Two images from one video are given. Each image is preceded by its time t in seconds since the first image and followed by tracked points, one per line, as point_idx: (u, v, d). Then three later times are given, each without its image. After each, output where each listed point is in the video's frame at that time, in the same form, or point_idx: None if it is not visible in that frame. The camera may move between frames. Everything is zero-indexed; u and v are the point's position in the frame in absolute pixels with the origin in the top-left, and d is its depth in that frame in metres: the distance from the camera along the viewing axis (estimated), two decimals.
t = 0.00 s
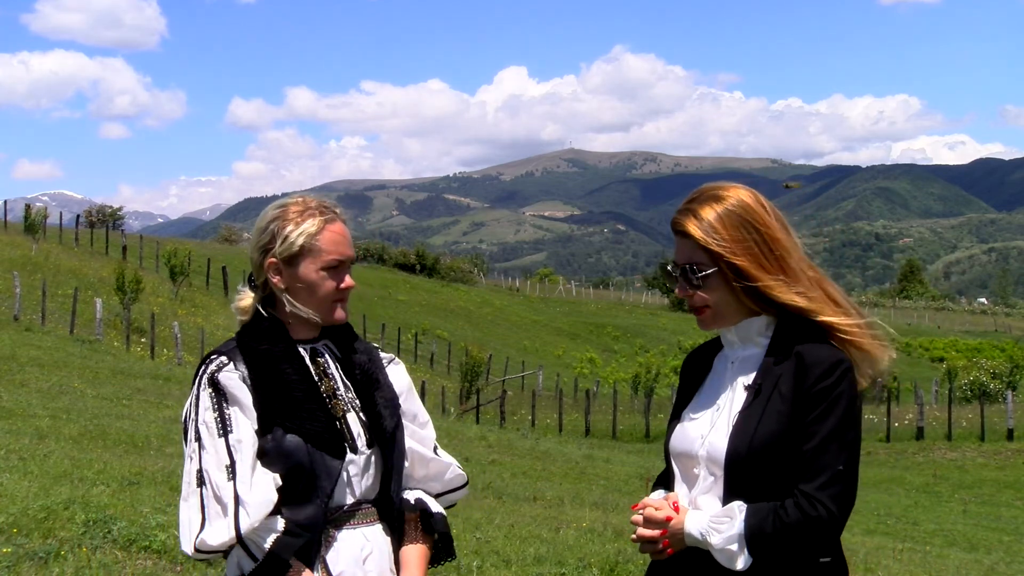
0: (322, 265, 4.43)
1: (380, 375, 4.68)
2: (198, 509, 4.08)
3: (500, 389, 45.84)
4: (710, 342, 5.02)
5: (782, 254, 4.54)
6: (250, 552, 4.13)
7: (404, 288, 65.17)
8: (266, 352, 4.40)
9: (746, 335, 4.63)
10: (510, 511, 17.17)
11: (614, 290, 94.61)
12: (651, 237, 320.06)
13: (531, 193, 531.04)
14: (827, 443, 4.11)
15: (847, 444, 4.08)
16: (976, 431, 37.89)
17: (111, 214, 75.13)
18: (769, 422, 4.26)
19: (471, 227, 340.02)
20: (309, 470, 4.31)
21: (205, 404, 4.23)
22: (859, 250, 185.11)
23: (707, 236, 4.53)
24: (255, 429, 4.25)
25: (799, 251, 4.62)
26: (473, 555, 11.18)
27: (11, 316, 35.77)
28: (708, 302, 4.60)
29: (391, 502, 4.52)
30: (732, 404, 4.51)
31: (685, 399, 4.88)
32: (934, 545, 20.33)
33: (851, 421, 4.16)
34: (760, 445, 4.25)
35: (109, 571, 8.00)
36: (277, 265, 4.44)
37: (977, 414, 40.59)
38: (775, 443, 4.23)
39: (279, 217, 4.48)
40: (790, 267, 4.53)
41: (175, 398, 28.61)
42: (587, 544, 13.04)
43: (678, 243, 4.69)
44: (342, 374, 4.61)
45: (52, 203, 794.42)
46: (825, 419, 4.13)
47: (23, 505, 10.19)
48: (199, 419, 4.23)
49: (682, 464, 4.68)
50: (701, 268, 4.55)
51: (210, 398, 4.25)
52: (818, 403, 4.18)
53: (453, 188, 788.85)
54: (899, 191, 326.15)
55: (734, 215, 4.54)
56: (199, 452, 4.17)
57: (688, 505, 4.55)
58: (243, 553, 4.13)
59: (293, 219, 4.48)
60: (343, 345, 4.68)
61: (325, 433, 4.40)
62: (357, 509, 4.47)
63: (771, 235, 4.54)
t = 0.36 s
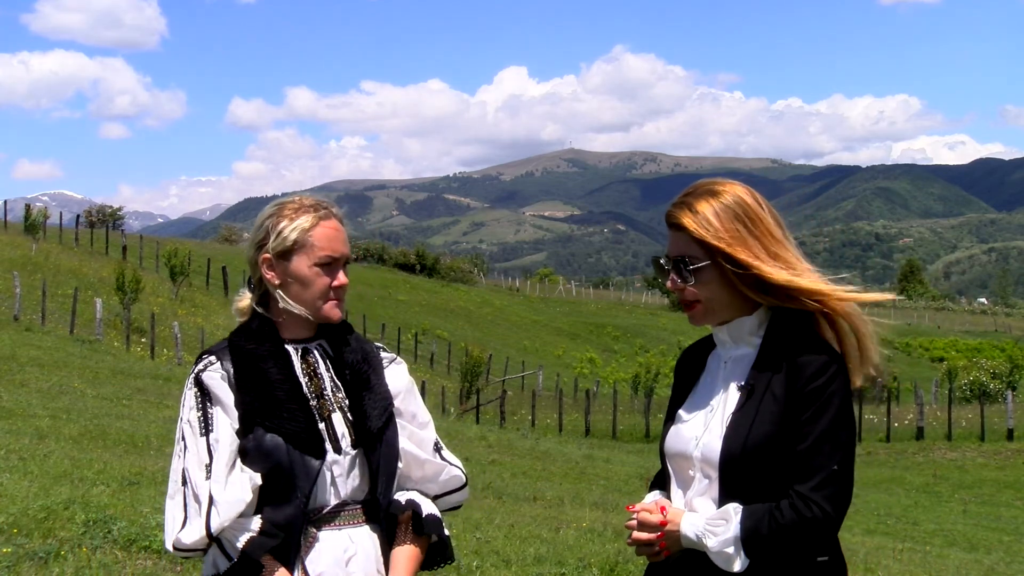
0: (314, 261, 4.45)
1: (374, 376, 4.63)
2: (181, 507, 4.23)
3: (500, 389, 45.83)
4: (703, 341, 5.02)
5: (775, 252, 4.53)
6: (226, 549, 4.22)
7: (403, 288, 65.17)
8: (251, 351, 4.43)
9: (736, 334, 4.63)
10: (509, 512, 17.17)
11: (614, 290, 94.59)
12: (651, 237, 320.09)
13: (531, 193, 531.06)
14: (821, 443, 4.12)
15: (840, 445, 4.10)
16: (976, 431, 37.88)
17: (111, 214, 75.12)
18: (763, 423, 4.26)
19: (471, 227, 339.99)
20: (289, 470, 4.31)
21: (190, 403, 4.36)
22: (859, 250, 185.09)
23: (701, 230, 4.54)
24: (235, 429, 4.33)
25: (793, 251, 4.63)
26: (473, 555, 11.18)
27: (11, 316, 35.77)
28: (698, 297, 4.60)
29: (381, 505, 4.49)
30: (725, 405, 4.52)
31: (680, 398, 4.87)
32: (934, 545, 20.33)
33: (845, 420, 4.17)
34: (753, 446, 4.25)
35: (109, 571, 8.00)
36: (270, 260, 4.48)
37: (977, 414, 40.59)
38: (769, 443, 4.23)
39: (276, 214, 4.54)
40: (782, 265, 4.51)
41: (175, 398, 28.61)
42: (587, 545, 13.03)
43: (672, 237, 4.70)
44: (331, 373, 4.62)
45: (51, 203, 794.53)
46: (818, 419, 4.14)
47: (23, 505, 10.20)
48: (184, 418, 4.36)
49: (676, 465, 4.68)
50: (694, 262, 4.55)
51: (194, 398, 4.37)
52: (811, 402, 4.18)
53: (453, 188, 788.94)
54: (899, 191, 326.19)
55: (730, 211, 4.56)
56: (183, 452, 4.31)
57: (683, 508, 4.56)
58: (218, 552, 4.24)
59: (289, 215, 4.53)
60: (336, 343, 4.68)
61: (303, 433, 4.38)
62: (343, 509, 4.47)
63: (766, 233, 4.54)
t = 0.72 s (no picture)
0: (307, 256, 4.44)
1: (366, 370, 4.64)
2: (180, 508, 4.24)
3: (500, 389, 45.84)
4: (708, 340, 5.01)
5: (774, 256, 4.52)
6: (227, 549, 4.23)
7: (403, 288, 65.18)
8: (244, 349, 4.43)
9: (741, 334, 4.63)
10: (510, 512, 17.18)
11: (614, 291, 94.57)
12: (651, 237, 320.08)
13: (531, 193, 531.05)
14: (825, 443, 4.11)
15: (845, 445, 4.09)
16: (976, 431, 37.86)
17: (111, 214, 75.11)
18: (767, 423, 4.26)
19: (471, 227, 339.94)
20: (287, 468, 4.32)
21: (185, 405, 4.36)
22: (859, 250, 185.09)
23: (703, 232, 4.54)
24: (231, 429, 4.33)
25: (794, 255, 4.61)
26: (473, 555, 11.19)
27: (11, 316, 35.77)
28: (703, 298, 4.60)
29: (378, 499, 4.49)
30: (729, 405, 4.52)
31: (685, 398, 4.87)
32: (934, 545, 20.33)
33: (849, 420, 4.17)
34: (757, 446, 4.26)
35: (109, 571, 8.00)
36: (263, 256, 4.47)
37: (976, 414, 40.59)
38: (772, 443, 4.23)
39: (267, 209, 4.55)
40: (781, 269, 4.51)
41: (175, 398, 28.62)
42: (587, 544, 13.04)
43: (675, 238, 4.70)
44: (325, 368, 4.61)
45: (51, 203, 794.55)
46: (822, 419, 4.14)
47: (23, 505, 10.20)
48: (179, 418, 4.37)
49: (682, 465, 4.69)
50: (697, 263, 4.55)
51: (190, 398, 4.36)
52: (814, 403, 4.18)
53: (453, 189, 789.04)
54: (900, 191, 326.19)
55: (731, 212, 4.55)
56: (180, 452, 4.32)
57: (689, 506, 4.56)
58: (219, 552, 4.25)
59: (280, 210, 4.53)
60: (328, 337, 4.68)
61: (300, 431, 4.38)
62: (342, 504, 4.48)
63: (766, 235, 4.53)
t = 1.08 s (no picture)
0: (299, 253, 4.45)
1: (364, 367, 4.66)
2: (185, 509, 4.18)
3: (500, 389, 45.83)
4: (712, 340, 5.03)
5: (793, 250, 4.57)
6: (236, 549, 4.20)
7: (403, 288, 65.18)
8: (245, 349, 4.42)
9: (753, 329, 4.64)
10: (509, 512, 17.18)
11: (614, 290, 94.55)
12: (651, 237, 320.06)
13: (531, 193, 531.05)
14: (834, 440, 4.12)
15: (853, 442, 4.10)
16: (976, 431, 37.85)
17: (111, 214, 75.11)
18: (776, 422, 4.27)
19: (471, 227, 339.91)
20: (293, 466, 4.33)
21: (188, 405, 4.32)
22: (860, 250, 185.06)
23: (720, 229, 4.56)
24: (236, 429, 4.32)
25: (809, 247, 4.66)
26: (473, 555, 11.19)
27: (11, 316, 35.77)
28: (718, 298, 4.62)
29: (380, 496, 4.53)
30: (736, 401, 4.53)
31: (688, 400, 4.90)
32: (935, 545, 20.32)
33: (858, 418, 4.17)
34: (766, 444, 4.26)
35: (109, 571, 8.01)
36: (255, 256, 4.47)
37: (977, 414, 40.57)
38: (781, 441, 4.24)
39: (256, 209, 4.54)
40: (802, 262, 4.55)
41: (174, 398, 28.63)
42: (587, 544, 13.05)
43: (690, 237, 4.71)
44: (324, 366, 4.62)
45: (52, 203, 794.71)
46: (830, 416, 4.15)
47: (23, 505, 10.20)
48: (182, 418, 4.32)
49: (688, 463, 4.70)
50: (715, 262, 4.57)
51: (192, 399, 4.33)
52: (824, 400, 4.19)
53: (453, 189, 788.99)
54: (900, 191, 326.15)
55: (747, 211, 4.58)
56: (184, 453, 4.27)
57: (697, 504, 4.57)
58: (228, 552, 4.22)
59: (269, 209, 4.53)
60: (325, 335, 4.68)
61: (305, 429, 4.41)
62: (346, 502, 4.51)
63: (783, 231, 4.57)
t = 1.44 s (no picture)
0: (306, 252, 4.46)
1: (368, 370, 4.68)
2: (189, 507, 4.13)
3: (500, 389, 45.82)
4: (718, 340, 5.04)
5: (805, 251, 4.58)
6: (239, 549, 4.16)
7: (403, 288, 65.19)
8: (251, 349, 4.41)
9: (762, 330, 4.63)
10: (509, 512, 17.17)
11: (614, 290, 94.54)
12: (651, 237, 320.00)
13: (531, 193, 531.00)
14: (846, 439, 4.14)
15: (864, 441, 4.13)
16: (976, 431, 37.84)
17: (111, 214, 75.12)
18: (787, 420, 4.28)
19: (471, 227, 339.92)
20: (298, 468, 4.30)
21: (193, 403, 4.28)
22: (860, 250, 185.04)
23: (732, 231, 4.55)
24: (242, 428, 4.29)
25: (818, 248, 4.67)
26: (472, 555, 11.19)
27: (11, 316, 35.76)
28: (730, 301, 4.61)
29: (384, 498, 4.54)
30: (746, 401, 4.52)
31: (695, 399, 4.88)
32: (934, 545, 20.32)
33: (868, 418, 4.20)
34: (777, 443, 4.26)
35: (109, 571, 8.01)
36: (262, 254, 4.49)
37: (977, 414, 40.57)
38: (793, 441, 4.24)
39: (264, 209, 4.56)
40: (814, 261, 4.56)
41: (174, 398, 28.63)
42: (587, 544, 13.05)
43: (700, 242, 4.70)
44: (330, 368, 4.62)
45: (52, 203, 794.69)
46: (842, 416, 4.18)
47: (23, 505, 10.20)
48: (187, 417, 4.28)
49: (697, 461, 4.69)
50: (727, 266, 4.56)
51: (198, 398, 4.29)
52: (836, 399, 4.21)
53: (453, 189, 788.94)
54: (900, 192, 326.17)
55: (757, 212, 4.58)
56: (188, 452, 4.23)
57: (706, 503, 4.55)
58: (232, 551, 4.18)
59: (278, 208, 4.55)
60: (330, 338, 4.68)
61: (311, 429, 4.39)
62: (350, 504, 4.50)
63: (792, 232, 4.58)
